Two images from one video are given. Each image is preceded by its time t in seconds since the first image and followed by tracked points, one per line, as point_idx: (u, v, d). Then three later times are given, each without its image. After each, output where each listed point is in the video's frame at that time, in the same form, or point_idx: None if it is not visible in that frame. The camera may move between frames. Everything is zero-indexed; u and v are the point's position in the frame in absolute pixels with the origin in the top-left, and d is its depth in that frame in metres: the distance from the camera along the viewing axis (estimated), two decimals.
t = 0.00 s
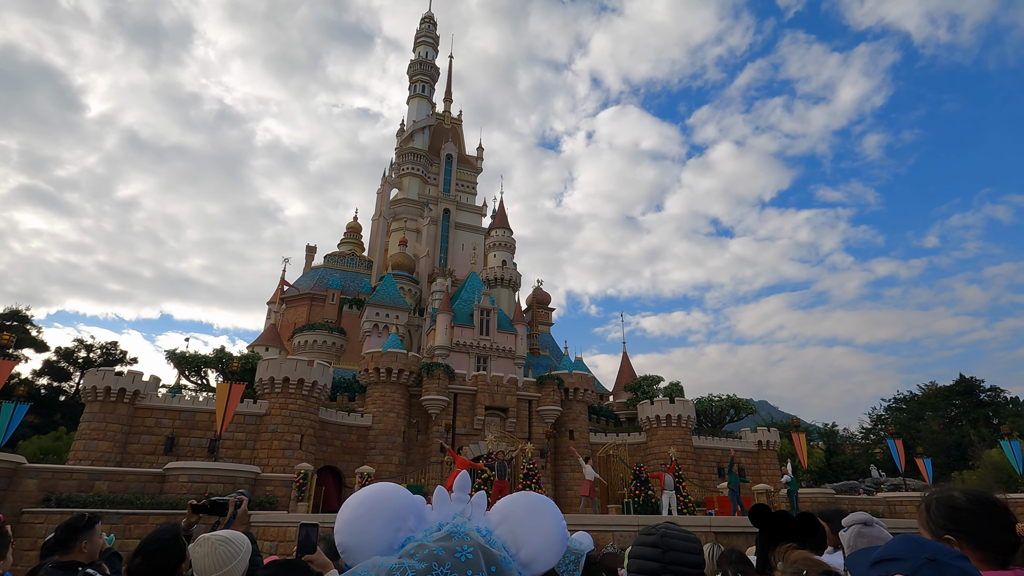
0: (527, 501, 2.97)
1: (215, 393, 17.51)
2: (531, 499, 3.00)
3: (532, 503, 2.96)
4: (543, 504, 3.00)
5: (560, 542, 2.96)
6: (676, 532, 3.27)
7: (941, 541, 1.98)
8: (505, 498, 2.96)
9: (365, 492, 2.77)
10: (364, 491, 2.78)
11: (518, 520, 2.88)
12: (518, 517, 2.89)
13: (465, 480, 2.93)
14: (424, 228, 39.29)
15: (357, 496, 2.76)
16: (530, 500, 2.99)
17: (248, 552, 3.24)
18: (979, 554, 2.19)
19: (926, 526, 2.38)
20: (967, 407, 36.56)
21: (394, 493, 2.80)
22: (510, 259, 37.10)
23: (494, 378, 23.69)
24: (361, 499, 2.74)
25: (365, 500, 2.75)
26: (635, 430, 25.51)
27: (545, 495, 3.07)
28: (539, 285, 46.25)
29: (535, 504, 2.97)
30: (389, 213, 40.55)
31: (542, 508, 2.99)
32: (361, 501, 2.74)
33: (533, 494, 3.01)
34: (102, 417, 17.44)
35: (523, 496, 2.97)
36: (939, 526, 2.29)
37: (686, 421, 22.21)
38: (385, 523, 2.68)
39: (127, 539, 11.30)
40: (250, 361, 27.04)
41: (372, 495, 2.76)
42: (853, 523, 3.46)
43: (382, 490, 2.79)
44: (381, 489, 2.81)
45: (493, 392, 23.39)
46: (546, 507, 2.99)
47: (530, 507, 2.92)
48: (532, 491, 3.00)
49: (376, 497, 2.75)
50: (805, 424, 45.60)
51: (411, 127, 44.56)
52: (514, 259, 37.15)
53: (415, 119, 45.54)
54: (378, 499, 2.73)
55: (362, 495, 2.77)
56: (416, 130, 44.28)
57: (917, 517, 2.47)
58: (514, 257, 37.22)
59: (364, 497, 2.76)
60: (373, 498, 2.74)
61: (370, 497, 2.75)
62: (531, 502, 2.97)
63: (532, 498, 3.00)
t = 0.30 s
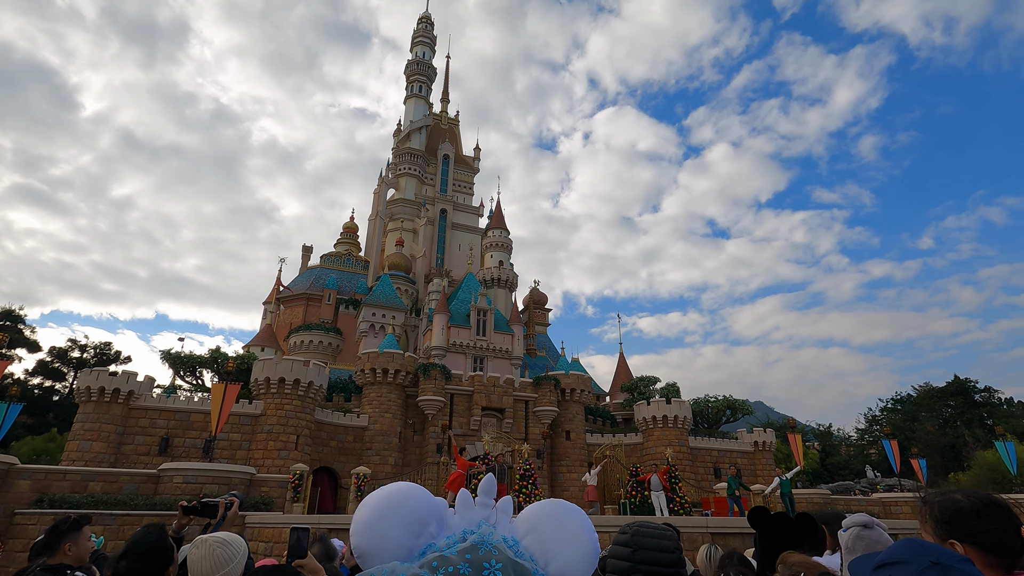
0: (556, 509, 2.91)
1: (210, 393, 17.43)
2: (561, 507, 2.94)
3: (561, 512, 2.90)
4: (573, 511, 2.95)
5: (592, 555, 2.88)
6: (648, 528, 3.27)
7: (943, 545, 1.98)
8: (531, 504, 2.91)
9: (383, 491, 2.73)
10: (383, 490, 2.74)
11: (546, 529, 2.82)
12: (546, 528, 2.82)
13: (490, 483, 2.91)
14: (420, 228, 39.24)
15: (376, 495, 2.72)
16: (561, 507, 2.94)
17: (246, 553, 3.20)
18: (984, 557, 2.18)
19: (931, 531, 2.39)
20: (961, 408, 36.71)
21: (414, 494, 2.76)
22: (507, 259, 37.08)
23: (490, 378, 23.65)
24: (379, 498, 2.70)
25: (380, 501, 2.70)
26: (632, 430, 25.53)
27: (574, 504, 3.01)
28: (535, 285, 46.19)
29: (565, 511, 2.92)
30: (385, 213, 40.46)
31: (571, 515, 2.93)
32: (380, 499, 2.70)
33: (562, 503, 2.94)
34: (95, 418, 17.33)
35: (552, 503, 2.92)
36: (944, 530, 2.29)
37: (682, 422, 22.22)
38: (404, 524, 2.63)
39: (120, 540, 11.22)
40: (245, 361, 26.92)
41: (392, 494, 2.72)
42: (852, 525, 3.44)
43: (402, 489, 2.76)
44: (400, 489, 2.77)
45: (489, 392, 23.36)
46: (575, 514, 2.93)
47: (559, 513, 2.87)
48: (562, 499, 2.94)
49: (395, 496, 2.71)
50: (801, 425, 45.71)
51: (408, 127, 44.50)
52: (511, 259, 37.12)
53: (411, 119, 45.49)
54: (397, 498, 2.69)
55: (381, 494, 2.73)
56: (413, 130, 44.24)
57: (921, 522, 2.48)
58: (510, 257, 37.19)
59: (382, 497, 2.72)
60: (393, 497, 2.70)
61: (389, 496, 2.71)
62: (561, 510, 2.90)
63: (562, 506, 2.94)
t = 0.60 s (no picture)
0: (591, 517, 2.84)
1: (204, 392, 17.33)
2: (594, 514, 2.87)
3: (594, 521, 2.80)
4: (606, 519, 2.89)
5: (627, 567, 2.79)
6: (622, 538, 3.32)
7: (945, 548, 1.96)
8: (562, 512, 2.86)
9: (405, 495, 2.70)
10: (405, 495, 2.71)
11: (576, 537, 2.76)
12: (578, 540, 2.73)
13: (519, 488, 2.92)
14: (416, 226, 39.17)
15: (398, 499, 2.69)
16: (594, 514, 2.87)
17: (243, 554, 3.16)
18: (986, 560, 2.18)
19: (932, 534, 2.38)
20: (954, 407, 36.97)
21: (438, 499, 2.72)
22: (503, 258, 37.04)
23: (486, 377, 23.65)
24: (401, 503, 2.67)
25: (403, 506, 2.67)
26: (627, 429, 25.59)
27: (608, 511, 2.95)
28: (532, 284, 46.14)
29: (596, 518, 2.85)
30: (381, 211, 40.36)
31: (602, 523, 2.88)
32: (402, 503, 2.67)
33: (595, 512, 2.86)
34: (89, 416, 17.21)
35: (585, 510, 2.87)
36: (946, 533, 2.29)
37: (677, 421, 22.26)
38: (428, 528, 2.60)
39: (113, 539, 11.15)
40: (240, 359, 26.80)
41: (413, 498, 2.69)
42: (848, 527, 3.45)
43: (425, 494, 2.74)
44: (422, 494, 2.74)
45: (485, 391, 23.36)
46: (607, 521, 2.87)
47: (591, 520, 2.79)
48: (596, 506, 2.88)
49: (417, 501, 2.69)
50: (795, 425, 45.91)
51: (405, 125, 44.37)
52: (507, 258, 37.09)
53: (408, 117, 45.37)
54: (419, 504, 2.66)
55: (404, 497, 2.71)
56: (409, 128, 44.12)
57: (920, 524, 2.48)
58: (507, 256, 37.16)
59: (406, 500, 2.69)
60: (414, 502, 2.68)
61: (411, 502, 2.67)
62: (594, 518, 2.83)
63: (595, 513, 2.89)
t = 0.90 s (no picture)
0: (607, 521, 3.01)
1: (201, 389, 17.28)
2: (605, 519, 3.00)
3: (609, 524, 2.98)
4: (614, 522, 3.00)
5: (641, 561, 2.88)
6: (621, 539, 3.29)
7: (934, 550, 1.94)
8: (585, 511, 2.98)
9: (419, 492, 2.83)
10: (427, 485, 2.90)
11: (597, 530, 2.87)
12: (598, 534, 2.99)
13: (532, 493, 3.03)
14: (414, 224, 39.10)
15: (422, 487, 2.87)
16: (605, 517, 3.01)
17: (237, 553, 3.14)
18: (978, 560, 2.17)
19: (923, 536, 2.37)
20: (949, 406, 37.12)
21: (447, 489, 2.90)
22: (501, 256, 37.02)
23: (484, 375, 23.66)
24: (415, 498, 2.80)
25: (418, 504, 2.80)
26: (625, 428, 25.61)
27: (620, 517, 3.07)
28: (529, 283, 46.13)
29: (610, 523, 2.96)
30: (379, 209, 40.32)
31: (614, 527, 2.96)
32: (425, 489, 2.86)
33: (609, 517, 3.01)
34: (84, 414, 17.14)
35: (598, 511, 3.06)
36: (937, 533, 2.27)
37: (674, 419, 22.29)
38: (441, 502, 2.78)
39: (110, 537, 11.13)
40: (237, 357, 26.74)
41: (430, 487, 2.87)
42: (843, 524, 3.43)
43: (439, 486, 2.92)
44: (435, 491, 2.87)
45: (482, 389, 23.38)
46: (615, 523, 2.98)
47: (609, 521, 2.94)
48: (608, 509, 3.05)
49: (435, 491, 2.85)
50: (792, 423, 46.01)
51: (403, 123, 44.26)
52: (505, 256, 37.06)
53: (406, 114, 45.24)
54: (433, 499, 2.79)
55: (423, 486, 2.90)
56: (407, 126, 44.03)
57: (913, 525, 2.46)
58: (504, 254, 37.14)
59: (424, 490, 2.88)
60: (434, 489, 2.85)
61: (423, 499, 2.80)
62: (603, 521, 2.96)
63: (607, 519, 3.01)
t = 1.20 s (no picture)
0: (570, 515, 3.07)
1: (198, 387, 17.26)
2: (574, 514, 3.10)
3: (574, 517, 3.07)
4: (584, 518, 3.09)
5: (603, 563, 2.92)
6: (638, 533, 3.18)
7: (927, 550, 1.93)
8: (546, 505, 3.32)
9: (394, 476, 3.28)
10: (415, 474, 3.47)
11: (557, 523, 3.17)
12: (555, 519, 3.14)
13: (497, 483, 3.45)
14: (412, 223, 39.08)
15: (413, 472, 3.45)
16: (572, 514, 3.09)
17: (228, 551, 3.12)
18: (966, 556, 2.17)
19: (911, 535, 2.35)
20: (946, 404, 37.19)
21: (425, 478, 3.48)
22: (499, 254, 37.00)
23: (482, 373, 23.67)
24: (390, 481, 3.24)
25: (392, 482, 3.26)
26: (622, 426, 25.66)
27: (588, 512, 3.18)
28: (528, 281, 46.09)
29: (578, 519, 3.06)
30: (377, 207, 40.26)
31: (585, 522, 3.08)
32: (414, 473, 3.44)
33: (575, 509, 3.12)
34: (81, 412, 17.08)
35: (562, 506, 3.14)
36: (926, 531, 2.25)
37: (672, 418, 22.30)
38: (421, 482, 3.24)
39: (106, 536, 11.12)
40: (234, 355, 26.70)
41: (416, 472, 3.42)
42: (843, 525, 3.44)
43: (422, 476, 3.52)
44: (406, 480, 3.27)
45: (480, 387, 23.38)
46: (586, 520, 3.08)
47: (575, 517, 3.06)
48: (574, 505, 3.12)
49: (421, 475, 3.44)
50: (790, 421, 46.09)
51: (401, 121, 44.17)
52: (503, 255, 37.05)
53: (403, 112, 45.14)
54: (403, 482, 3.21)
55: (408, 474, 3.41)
56: (405, 124, 43.97)
57: (899, 523, 2.45)
58: (503, 252, 37.13)
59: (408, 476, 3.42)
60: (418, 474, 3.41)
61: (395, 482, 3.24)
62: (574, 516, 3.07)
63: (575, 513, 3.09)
